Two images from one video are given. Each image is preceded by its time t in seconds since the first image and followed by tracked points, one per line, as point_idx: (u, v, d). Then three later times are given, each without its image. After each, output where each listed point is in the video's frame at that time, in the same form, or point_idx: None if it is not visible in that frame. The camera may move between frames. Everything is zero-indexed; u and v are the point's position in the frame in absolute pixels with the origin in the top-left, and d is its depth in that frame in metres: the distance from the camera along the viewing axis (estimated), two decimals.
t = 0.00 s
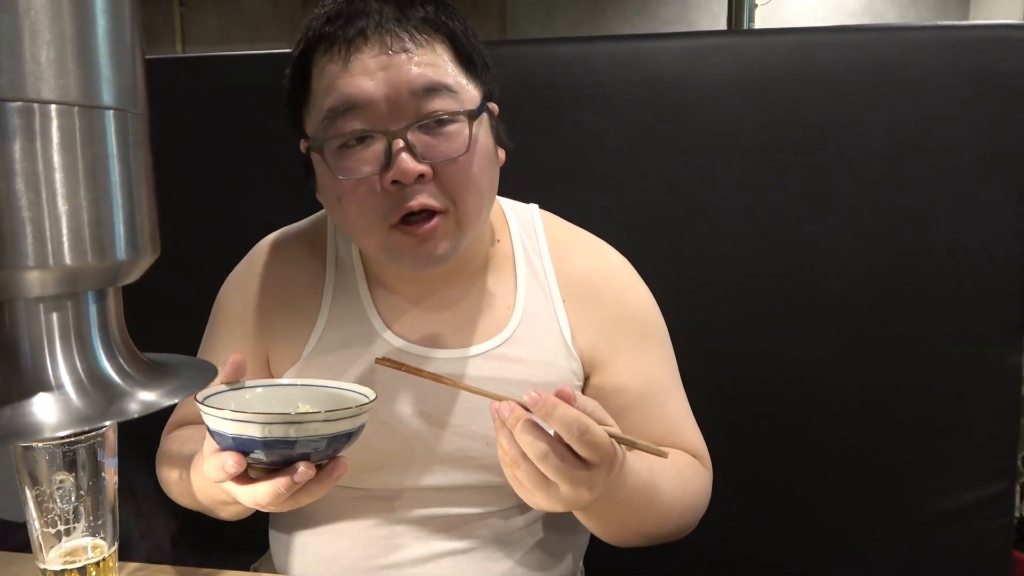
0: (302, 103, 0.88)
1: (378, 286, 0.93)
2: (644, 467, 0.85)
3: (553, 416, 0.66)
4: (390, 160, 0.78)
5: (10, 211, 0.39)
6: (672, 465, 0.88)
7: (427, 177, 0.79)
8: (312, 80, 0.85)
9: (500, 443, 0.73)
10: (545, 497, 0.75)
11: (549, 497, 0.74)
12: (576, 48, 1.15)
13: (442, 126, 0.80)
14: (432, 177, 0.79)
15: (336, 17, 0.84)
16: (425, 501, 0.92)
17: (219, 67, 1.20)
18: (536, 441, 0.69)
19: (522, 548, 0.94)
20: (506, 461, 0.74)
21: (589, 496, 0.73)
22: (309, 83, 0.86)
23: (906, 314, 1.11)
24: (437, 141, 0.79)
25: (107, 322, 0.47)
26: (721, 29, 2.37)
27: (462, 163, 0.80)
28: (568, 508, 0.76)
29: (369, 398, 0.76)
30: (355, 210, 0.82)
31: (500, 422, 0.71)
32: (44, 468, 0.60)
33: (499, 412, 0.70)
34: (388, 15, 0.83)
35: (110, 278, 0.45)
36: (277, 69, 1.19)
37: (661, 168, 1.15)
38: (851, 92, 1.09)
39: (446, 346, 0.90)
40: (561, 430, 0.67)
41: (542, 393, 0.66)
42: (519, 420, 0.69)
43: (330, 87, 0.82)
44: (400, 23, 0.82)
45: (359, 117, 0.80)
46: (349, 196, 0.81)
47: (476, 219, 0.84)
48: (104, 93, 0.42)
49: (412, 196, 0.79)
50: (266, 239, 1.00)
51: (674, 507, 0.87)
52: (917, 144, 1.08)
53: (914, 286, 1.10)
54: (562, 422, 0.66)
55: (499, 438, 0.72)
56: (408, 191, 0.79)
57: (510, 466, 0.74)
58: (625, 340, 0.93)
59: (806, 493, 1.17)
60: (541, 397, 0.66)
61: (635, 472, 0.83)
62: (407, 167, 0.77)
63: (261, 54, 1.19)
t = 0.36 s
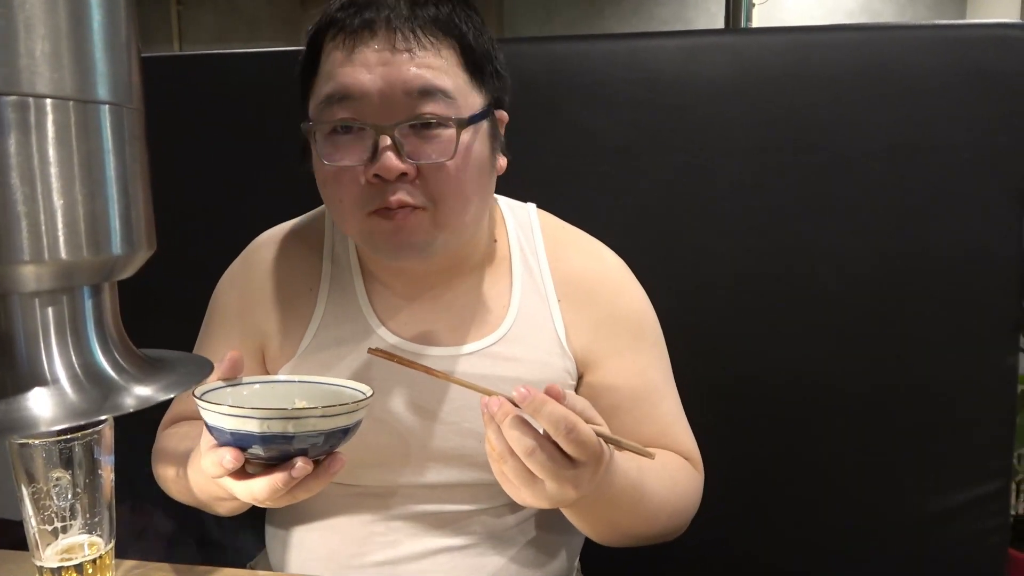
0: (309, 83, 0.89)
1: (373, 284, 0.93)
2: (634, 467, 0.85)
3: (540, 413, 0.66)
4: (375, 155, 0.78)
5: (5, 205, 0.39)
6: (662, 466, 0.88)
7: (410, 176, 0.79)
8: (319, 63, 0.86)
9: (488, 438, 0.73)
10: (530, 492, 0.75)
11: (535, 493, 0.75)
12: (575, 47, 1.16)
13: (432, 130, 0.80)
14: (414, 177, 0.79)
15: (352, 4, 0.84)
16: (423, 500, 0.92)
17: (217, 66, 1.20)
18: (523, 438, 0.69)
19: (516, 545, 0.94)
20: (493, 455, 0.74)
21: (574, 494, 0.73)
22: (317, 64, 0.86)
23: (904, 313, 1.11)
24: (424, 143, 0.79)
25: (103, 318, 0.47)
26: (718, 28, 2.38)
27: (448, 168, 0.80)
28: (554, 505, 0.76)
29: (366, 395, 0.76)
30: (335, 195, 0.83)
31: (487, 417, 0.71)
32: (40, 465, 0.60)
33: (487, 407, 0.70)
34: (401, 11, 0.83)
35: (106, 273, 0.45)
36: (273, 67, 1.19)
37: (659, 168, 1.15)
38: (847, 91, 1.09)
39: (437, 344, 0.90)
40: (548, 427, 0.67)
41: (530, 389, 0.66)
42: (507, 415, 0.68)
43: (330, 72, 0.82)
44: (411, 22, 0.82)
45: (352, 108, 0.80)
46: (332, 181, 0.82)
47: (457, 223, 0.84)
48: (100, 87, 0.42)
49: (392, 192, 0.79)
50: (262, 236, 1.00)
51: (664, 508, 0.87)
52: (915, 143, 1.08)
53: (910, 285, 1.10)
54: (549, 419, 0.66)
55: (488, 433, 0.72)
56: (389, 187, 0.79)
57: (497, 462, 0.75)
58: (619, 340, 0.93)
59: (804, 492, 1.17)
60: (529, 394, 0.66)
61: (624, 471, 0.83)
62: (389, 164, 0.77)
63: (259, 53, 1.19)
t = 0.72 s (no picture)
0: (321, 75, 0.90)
1: (374, 284, 0.93)
2: (635, 466, 0.85)
3: (545, 408, 0.66)
4: (366, 156, 0.78)
5: (8, 208, 0.39)
6: (662, 466, 0.89)
7: (399, 181, 0.79)
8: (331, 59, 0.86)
9: (492, 434, 0.73)
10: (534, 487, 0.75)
11: (539, 489, 0.75)
12: (575, 48, 1.16)
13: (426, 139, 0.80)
14: (403, 182, 0.79)
15: (369, 3, 0.85)
16: (423, 501, 0.92)
17: (217, 66, 1.20)
18: (527, 433, 0.69)
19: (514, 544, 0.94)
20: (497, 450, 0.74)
21: (577, 489, 0.74)
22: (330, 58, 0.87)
23: (903, 314, 1.11)
24: (416, 151, 0.79)
25: (105, 320, 0.47)
26: (716, 29, 2.38)
27: (438, 177, 0.80)
28: (558, 501, 0.76)
29: (365, 395, 0.76)
30: (326, 190, 0.83)
31: (491, 412, 0.71)
32: (41, 465, 0.60)
33: (492, 402, 0.70)
34: (414, 16, 0.83)
35: (109, 275, 0.45)
36: (273, 68, 1.19)
37: (659, 169, 1.15)
38: (845, 92, 1.09)
39: (436, 344, 0.90)
40: (552, 422, 0.67)
41: (536, 384, 0.66)
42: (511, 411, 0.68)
43: (335, 68, 0.83)
44: (421, 27, 0.82)
45: (350, 106, 0.81)
46: (326, 176, 0.82)
47: (444, 232, 0.84)
48: (104, 90, 0.42)
49: (380, 194, 0.79)
50: (263, 236, 1.01)
51: (663, 509, 0.87)
52: (914, 144, 1.08)
53: (909, 286, 1.11)
54: (553, 414, 0.66)
55: (492, 429, 0.72)
56: (378, 190, 0.79)
57: (501, 458, 0.75)
58: (619, 341, 0.93)
59: (803, 492, 1.17)
60: (534, 389, 0.66)
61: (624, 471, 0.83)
62: (378, 167, 0.77)
63: (260, 53, 1.19)
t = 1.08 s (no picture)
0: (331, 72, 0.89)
1: (372, 288, 0.93)
2: (642, 474, 0.85)
3: (561, 419, 0.66)
4: (363, 162, 0.78)
5: (4, 207, 0.39)
6: (666, 473, 0.89)
7: (394, 189, 0.79)
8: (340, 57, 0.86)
9: (505, 446, 0.73)
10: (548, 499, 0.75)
11: (554, 501, 0.75)
12: (573, 48, 1.16)
13: (423, 150, 0.80)
14: (399, 190, 0.79)
15: (383, 4, 0.84)
16: (420, 503, 0.92)
17: (215, 67, 1.20)
18: (542, 444, 0.69)
19: (511, 549, 0.94)
20: (510, 463, 0.74)
21: (592, 501, 0.73)
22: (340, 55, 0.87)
23: (900, 315, 1.11)
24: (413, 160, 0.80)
25: (102, 319, 0.47)
26: (714, 29, 2.38)
27: (435, 187, 0.80)
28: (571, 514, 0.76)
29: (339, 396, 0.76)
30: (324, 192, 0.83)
31: (507, 425, 0.71)
32: (38, 466, 0.59)
33: (506, 413, 0.70)
34: (426, 21, 0.82)
35: (106, 275, 0.45)
36: (271, 68, 1.19)
37: (658, 170, 1.15)
38: (843, 93, 1.09)
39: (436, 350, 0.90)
40: (568, 434, 0.67)
41: (552, 396, 0.67)
42: (526, 422, 0.69)
43: (343, 68, 0.82)
44: (432, 34, 0.81)
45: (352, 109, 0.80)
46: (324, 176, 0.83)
47: (440, 242, 0.84)
48: (100, 90, 0.42)
49: (376, 201, 0.80)
50: (261, 237, 1.00)
51: (666, 517, 0.87)
52: (912, 145, 1.09)
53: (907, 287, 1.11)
54: (569, 426, 0.66)
55: (505, 440, 0.72)
56: (373, 196, 0.80)
57: (515, 470, 0.74)
58: (618, 346, 0.93)
59: (801, 493, 1.17)
60: (550, 401, 0.66)
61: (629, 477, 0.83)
62: (375, 174, 0.78)
63: (258, 53, 1.19)
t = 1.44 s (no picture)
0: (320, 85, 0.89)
1: (371, 291, 0.93)
2: (643, 476, 0.85)
3: (562, 425, 0.66)
4: (370, 172, 0.78)
5: (3, 209, 0.39)
6: (666, 474, 0.89)
7: (404, 197, 0.79)
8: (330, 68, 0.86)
9: (506, 451, 0.73)
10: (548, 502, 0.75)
11: (554, 505, 0.74)
12: (572, 49, 1.16)
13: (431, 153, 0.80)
14: (409, 197, 0.79)
15: (370, 12, 0.84)
16: (421, 504, 0.92)
17: (213, 68, 1.20)
18: (543, 449, 0.69)
19: (512, 550, 0.94)
20: (509, 466, 0.74)
21: (592, 505, 0.73)
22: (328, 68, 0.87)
23: (900, 316, 1.11)
24: (421, 165, 0.79)
25: (102, 322, 0.47)
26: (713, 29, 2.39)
27: (444, 191, 0.80)
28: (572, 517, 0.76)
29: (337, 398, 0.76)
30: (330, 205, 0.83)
31: (507, 429, 0.71)
32: (37, 468, 0.59)
33: (507, 418, 0.70)
34: (417, 26, 0.82)
35: (105, 278, 0.45)
36: (269, 69, 1.19)
37: (657, 170, 1.15)
38: (841, 93, 1.09)
39: (438, 352, 0.90)
40: (569, 439, 0.67)
41: (552, 401, 0.66)
42: (528, 427, 0.68)
43: (338, 80, 0.82)
44: (426, 39, 0.81)
45: (353, 121, 0.80)
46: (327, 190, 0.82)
47: (451, 245, 0.84)
48: (99, 93, 0.42)
49: (386, 210, 0.80)
50: (260, 239, 1.00)
51: (665, 518, 0.87)
52: (911, 145, 1.09)
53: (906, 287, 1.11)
54: (570, 431, 0.67)
55: (506, 445, 0.72)
56: (383, 205, 0.79)
57: (516, 475, 0.74)
58: (618, 347, 0.93)
59: (800, 494, 1.17)
60: (551, 406, 0.66)
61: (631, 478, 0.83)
62: (383, 184, 0.77)
63: (256, 55, 1.19)
